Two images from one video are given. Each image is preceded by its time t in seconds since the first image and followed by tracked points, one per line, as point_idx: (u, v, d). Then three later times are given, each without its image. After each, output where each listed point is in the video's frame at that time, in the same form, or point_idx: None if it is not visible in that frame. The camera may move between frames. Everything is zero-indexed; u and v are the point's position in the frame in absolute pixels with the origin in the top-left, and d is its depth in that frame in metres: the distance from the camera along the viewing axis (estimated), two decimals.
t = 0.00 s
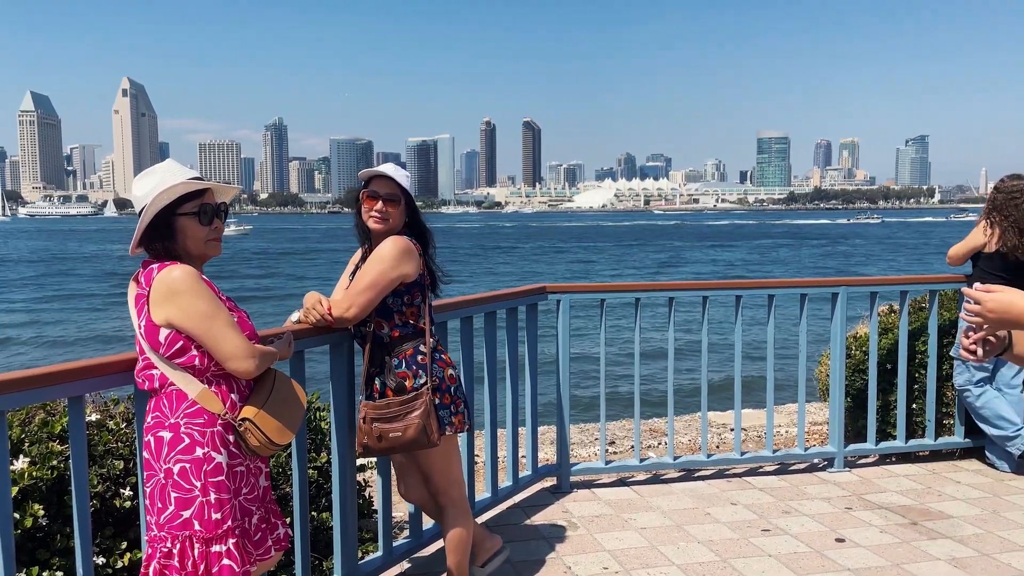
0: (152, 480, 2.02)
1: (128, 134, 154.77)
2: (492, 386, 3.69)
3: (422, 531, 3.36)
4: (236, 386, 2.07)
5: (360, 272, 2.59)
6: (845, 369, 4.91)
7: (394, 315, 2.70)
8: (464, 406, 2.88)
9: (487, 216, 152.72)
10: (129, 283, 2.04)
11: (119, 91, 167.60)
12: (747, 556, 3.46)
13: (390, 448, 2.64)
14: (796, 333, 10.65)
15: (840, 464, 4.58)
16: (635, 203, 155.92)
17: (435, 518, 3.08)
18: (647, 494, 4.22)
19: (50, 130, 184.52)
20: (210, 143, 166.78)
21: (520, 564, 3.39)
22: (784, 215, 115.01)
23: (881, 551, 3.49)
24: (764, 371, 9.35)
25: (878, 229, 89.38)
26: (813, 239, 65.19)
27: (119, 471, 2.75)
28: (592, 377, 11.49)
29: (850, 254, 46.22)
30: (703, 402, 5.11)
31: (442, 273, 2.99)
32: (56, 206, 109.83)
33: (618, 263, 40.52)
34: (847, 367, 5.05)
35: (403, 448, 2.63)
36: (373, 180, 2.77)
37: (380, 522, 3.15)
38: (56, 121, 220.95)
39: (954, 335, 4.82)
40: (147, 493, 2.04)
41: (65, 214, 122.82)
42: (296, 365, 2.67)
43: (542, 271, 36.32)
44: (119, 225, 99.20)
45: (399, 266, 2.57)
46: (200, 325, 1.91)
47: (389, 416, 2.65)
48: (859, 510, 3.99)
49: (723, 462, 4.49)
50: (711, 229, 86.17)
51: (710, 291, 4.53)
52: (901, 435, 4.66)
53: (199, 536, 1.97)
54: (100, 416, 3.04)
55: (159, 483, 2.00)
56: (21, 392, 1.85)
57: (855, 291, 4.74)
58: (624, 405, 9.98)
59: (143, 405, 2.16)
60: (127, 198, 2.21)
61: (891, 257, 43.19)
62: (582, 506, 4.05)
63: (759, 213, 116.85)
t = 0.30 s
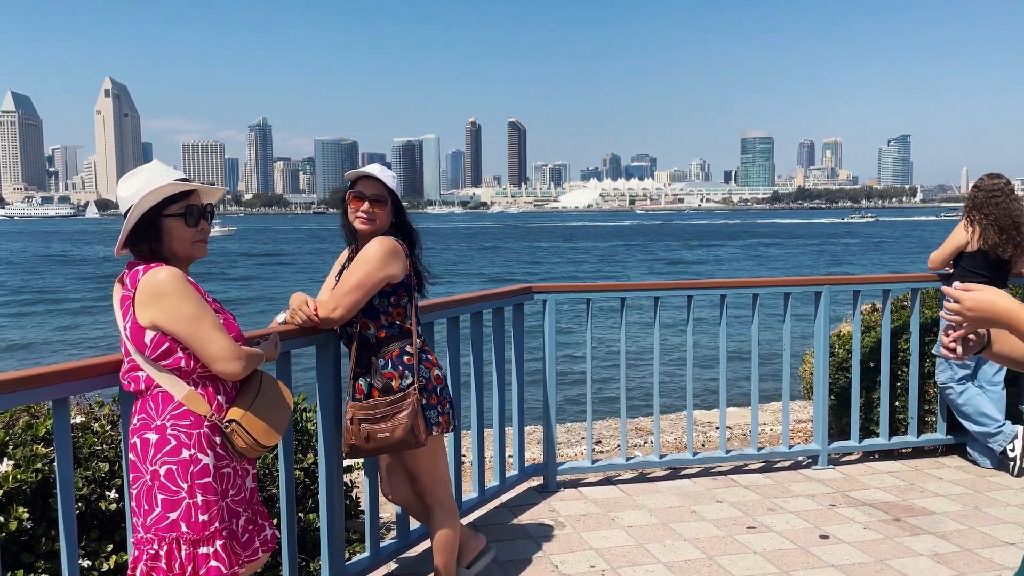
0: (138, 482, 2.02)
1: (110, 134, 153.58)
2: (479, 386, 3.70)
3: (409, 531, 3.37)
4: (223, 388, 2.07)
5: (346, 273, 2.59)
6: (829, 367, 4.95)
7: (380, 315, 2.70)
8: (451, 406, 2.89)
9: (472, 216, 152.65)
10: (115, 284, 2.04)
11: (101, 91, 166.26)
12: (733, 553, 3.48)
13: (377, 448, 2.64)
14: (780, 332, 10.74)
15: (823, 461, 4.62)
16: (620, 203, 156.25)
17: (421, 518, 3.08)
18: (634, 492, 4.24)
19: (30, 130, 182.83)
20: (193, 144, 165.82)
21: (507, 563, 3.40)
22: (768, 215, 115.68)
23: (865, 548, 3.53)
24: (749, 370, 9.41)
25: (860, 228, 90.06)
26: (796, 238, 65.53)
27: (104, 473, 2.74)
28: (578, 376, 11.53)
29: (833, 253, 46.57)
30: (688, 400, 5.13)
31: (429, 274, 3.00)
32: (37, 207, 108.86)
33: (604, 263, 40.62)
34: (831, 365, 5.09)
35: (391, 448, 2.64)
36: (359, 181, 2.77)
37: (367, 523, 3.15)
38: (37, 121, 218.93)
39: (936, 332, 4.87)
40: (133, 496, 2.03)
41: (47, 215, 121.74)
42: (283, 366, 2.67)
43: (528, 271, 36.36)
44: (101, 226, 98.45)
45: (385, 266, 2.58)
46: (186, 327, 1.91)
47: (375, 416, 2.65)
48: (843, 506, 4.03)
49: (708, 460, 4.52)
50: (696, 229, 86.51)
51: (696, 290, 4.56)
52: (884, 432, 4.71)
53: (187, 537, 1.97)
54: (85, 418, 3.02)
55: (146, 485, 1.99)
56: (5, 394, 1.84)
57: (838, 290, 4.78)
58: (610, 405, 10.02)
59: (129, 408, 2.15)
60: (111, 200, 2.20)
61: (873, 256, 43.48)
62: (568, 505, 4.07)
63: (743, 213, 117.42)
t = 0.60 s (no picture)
0: (126, 483, 2.01)
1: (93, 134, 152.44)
2: (467, 386, 3.70)
3: (397, 531, 3.37)
4: (211, 388, 2.07)
5: (333, 273, 2.59)
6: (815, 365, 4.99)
7: (367, 316, 2.70)
8: (439, 406, 2.89)
9: (459, 216, 152.56)
10: (102, 285, 2.03)
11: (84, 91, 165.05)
12: (720, 550, 3.50)
13: (365, 448, 2.65)
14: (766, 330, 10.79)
15: (809, 458, 4.65)
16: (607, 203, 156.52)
17: (409, 518, 3.08)
18: (622, 491, 4.26)
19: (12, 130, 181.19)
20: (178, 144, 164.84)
21: (495, 562, 3.41)
22: (754, 214, 116.22)
23: (850, 544, 3.55)
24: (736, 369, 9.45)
25: (846, 227, 90.51)
26: (782, 237, 65.87)
27: (91, 475, 2.73)
28: (566, 375, 11.55)
29: (819, 252, 46.82)
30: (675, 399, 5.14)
31: (416, 274, 3.00)
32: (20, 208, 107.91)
33: (591, 262, 40.69)
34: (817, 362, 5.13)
35: (378, 448, 2.64)
36: (347, 181, 2.77)
37: (355, 523, 3.15)
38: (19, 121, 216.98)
39: (921, 330, 4.92)
40: (121, 497, 2.03)
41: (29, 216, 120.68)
42: (270, 367, 2.66)
43: (516, 271, 36.39)
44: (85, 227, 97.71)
45: (373, 266, 2.58)
46: (174, 328, 1.91)
47: (363, 416, 2.65)
48: (829, 503, 4.06)
49: (696, 458, 4.54)
50: (682, 228, 86.75)
51: (682, 289, 4.58)
52: (869, 429, 4.75)
53: (175, 538, 1.97)
54: (72, 420, 3.01)
55: (134, 486, 1.99)
56: None
57: (823, 288, 4.81)
58: (598, 404, 10.04)
59: (116, 410, 2.14)
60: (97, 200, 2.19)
61: (858, 254, 43.75)
62: (557, 504, 4.08)
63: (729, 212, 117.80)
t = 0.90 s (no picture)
0: (113, 483, 2.00)
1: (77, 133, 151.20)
2: (455, 385, 3.70)
3: (386, 530, 3.36)
4: (198, 388, 2.06)
5: (320, 272, 2.59)
6: (801, 362, 5.01)
7: (355, 314, 2.69)
8: (427, 405, 2.89)
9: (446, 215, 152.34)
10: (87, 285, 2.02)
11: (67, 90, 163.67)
12: (708, 546, 3.52)
13: (353, 447, 2.64)
14: (753, 328, 10.84)
15: (796, 455, 4.69)
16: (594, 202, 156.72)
17: (397, 517, 3.08)
18: (610, 488, 4.28)
19: None
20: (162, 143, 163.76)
21: (483, 560, 3.41)
22: (740, 212, 116.75)
23: (837, 539, 3.58)
24: (722, 366, 9.48)
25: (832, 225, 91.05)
26: (768, 235, 66.19)
27: (77, 476, 2.71)
28: (553, 373, 11.57)
29: (804, 249, 47.12)
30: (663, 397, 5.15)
31: (404, 273, 3.00)
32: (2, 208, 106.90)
33: (579, 261, 40.74)
34: (803, 359, 5.16)
35: (366, 447, 2.64)
36: (333, 180, 2.76)
37: (344, 522, 3.14)
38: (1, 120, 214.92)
39: (905, 327, 4.96)
40: (108, 498, 2.01)
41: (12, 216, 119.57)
42: (258, 366, 2.65)
43: (503, 270, 36.43)
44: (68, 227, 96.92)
45: (361, 265, 2.57)
46: (161, 327, 1.90)
47: (351, 415, 2.65)
48: (816, 499, 4.09)
49: (683, 455, 4.56)
50: (669, 226, 86.95)
51: (670, 287, 4.59)
52: (855, 425, 4.79)
53: (164, 538, 1.96)
54: (57, 421, 2.99)
55: (121, 486, 1.98)
56: None
57: (809, 285, 4.83)
58: (586, 402, 10.06)
59: (102, 410, 2.13)
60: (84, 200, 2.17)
61: (843, 252, 44.01)
62: (546, 501, 4.08)
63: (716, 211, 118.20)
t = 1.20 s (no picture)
0: (101, 484, 1.98)
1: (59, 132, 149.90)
2: (443, 384, 3.69)
3: (375, 529, 3.36)
4: (187, 388, 2.05)
5: (307, 271, 2.58)
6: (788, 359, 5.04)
7: (343, 313, 2.69)
8: (416, 403, 2.89)
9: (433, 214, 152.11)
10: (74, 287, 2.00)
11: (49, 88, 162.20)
12: (696, 542, 3.54)
13: (341, 447, 2.64)
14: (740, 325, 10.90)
15: (782, 451, 4.71)
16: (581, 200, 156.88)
17: (386, 516, 3.07)
18: (598, 485, 4.29)
19: None
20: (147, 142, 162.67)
21: (472, 559, 3.41)
22: (726, 210, 117.24)
23: (824, 534, 3.60)
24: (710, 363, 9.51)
25: (817, 223, 91.55)
26: (754, 232, 66.48)
27: (63, 477, 2.69)
28: (541, 371, 11.60)
29: (789, 247, 47.39)
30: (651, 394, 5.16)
31: (391, 271, 3.00)
32: None
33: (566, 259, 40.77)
34: (789, 356, 5.19)
35: (355, 446, 2.63)
36: (321, 178, 2.75)
37: (333, 522, 3.13)
38: None
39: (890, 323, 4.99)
40: (96, 498, 2.00)
41: None
42: (245, 365, 2.64)
43: (490, 268, 36.43)
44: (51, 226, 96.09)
45: (349, 263, 2.57)
46: (147, 329, 1.88)
47: (339, 414, 2.64)
48: (802, 494, 4.12)
49: (671, 452, 4.58)
50: (656, 224, 87.13)
51: (658, 285, 4.59)
52: (841, 421, 4.82)
53: (154, 538, 1.95)
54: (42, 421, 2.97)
55: (110, 487, 1.96)
56: None
57: (796, 283, 4.86)
58: (574, 399, 10.07)
59: (88, 410, 2.11)
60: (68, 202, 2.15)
61: (828, 249, 44.26)
62: (534, 499, 4.09)
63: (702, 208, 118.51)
